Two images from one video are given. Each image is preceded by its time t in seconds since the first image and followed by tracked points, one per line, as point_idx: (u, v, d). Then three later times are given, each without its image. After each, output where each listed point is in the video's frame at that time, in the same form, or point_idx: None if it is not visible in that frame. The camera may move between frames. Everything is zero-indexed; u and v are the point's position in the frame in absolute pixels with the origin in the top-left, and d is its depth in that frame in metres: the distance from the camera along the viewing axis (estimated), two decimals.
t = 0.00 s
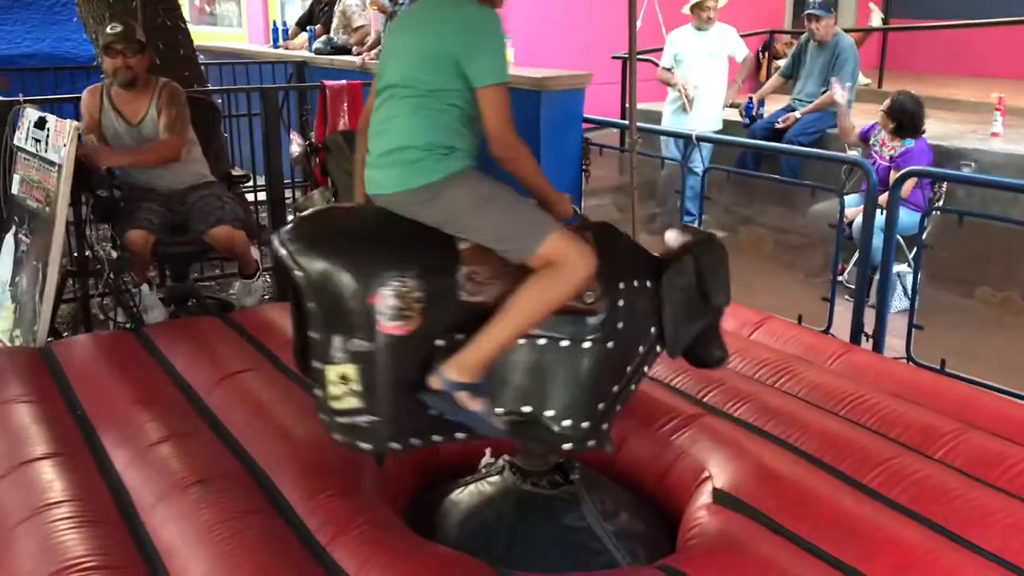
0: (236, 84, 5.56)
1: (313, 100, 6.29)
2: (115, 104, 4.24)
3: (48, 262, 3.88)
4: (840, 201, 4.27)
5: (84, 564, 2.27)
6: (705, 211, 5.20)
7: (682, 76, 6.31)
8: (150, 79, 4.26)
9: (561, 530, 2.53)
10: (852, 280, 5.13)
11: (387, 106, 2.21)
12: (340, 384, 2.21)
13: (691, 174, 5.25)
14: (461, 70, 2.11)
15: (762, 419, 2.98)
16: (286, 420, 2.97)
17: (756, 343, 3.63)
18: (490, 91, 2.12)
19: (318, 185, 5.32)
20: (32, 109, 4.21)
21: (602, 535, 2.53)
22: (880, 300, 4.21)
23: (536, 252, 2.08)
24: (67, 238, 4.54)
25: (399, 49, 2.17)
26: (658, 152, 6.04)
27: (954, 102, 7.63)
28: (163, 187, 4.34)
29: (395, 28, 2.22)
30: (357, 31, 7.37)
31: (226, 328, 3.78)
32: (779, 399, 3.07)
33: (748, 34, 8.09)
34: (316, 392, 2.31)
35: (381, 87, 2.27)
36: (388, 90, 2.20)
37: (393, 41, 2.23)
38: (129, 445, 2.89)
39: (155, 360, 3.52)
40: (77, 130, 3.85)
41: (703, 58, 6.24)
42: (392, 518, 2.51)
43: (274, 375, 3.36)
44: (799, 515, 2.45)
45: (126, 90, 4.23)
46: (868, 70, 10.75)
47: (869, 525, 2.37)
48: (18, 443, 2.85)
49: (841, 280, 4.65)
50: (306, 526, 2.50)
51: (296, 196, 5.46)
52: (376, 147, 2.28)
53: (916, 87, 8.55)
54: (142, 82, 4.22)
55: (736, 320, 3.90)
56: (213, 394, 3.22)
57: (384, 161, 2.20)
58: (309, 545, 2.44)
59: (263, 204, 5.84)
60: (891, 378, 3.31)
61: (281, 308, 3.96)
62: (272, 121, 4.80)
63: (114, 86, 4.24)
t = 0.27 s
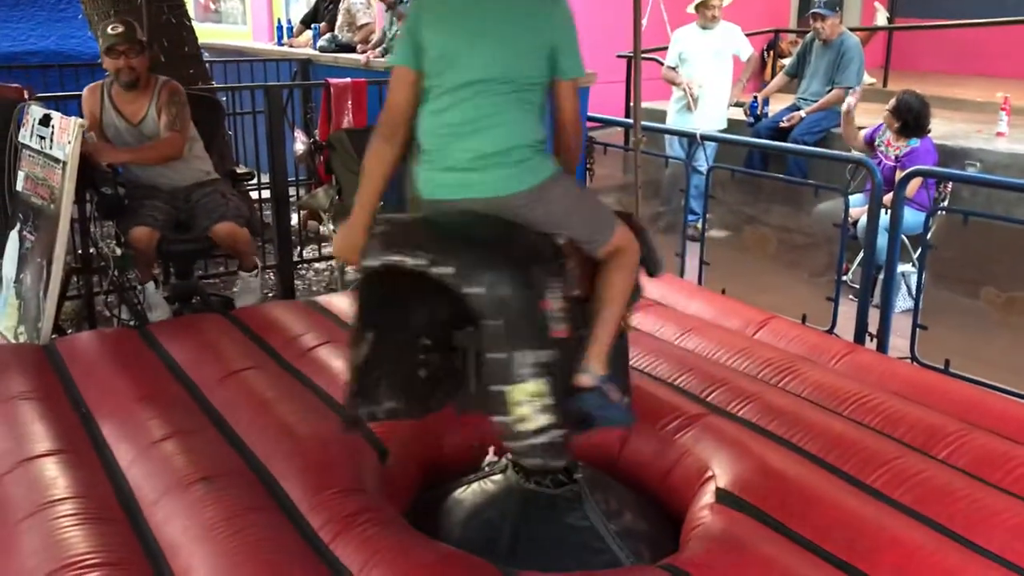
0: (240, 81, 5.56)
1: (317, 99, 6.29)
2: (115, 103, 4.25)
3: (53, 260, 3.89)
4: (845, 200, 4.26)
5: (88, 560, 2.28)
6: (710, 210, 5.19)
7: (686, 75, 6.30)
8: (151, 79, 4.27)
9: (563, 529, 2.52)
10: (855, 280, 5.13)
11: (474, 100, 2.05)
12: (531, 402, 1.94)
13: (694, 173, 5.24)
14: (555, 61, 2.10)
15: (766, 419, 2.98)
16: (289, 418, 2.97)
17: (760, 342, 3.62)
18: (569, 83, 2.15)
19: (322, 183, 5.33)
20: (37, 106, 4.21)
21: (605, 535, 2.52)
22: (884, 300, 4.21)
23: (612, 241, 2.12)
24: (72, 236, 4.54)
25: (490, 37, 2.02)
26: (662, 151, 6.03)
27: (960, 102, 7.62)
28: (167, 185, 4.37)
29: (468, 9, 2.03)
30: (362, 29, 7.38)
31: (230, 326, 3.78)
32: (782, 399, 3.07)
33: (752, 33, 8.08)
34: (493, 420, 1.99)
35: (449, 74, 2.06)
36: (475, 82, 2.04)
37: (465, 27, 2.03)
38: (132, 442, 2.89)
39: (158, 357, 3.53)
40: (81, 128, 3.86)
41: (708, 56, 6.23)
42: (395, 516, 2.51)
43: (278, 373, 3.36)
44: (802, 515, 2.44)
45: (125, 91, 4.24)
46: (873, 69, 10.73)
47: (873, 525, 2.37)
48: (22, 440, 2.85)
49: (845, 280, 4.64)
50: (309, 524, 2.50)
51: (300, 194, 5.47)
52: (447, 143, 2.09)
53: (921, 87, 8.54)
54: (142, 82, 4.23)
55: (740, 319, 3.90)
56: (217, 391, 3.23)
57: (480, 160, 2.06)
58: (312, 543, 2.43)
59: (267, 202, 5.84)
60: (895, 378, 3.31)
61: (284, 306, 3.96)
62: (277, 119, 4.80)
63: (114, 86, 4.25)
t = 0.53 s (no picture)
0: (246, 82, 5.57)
1: (322, 99, 6.30)
2: (119, 104, 4.25)
3: (58, 259, 3.89)
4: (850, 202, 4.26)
5: (92, 560, 2.28)
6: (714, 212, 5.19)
7: (691, 76, 6.30)
8: (155, 80, 4.28)
9: (567, 530, 2.52)
10: (860, 282, 5.12)
11: (599, 92, 2.01)
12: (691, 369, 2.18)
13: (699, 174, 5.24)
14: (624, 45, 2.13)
15: (770, 421, 2.98)
16: (294, 418, 2.97)
17: (765, 344, 3.62)
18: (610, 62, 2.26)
19: (327, 183, 5.34)
20: (42, 106, 4.23)
21: (609, 536, 2.52)
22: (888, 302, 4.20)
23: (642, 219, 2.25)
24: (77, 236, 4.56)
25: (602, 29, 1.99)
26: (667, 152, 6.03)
27: (965, 103, 7.60)
28: (172, 185, 4.38)
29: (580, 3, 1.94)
30: (367, 29, 7.40)
31: (235, 326, 3.78)
32: (786, 401, 3.07)
33: (757, 35, 8.08)
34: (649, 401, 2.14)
35: (570, 69, 1.96)
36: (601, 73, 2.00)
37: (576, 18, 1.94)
38: (137, 442, 2.90)
39: (163, 358, 3.53)
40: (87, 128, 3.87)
41: (712, 57, 6.23)
42: (400, 517, 2.52)
43: (282, 373, 3.36)
44: (806, 518, 2.44)
45: (130, 91, 4.24)
46: (879, 70, 10.72)
47: (877, 528, 2.36)
48: (28, 439, 2.86)
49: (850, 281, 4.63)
50: (313, 524, 2.50)
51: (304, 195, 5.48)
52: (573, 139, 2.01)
53: (927, 88, 8.52)
54: (147, 83, 4.23)
55: (744, 321, 3.89)
56: (222, 391, 3.23)
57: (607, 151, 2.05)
58: (316, 543, 2.44)
59: (272, 203, 5.86)
60: (900, 380, 3.30)
61: (289, 306, 3.97)
62: (282, 120, 4.81)
63: (118, 86, 4.26)
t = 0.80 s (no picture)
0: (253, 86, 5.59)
1: (328, 103, 6.32)
2: (126, 107, 4.26)
3: (66, 262, 3.91)
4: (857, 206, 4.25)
5: (100, 562, 2.29)
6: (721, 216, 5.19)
7: (698, 80, 6.29)
8: (162, 83, 4.29)
9: (574, 534, 2.53)
10: (866, 287, 5.12)
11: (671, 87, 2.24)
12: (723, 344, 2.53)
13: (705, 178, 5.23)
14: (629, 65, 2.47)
15: (776, 426, 2.98)
16: (302, 421, 2.98)
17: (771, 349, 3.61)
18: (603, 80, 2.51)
19: (334, 187, 5.36)
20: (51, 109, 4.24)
21: (615, 540, 2.52)
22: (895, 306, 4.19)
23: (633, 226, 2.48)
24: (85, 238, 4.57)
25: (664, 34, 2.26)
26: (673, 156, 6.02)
27: (973, 108, 7.59)
28: (180, 188, 4.39)
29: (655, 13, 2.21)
30: (374, 33, 7.42)
31: (242, 329, 3.79)
32: (793, 406, 3.06)
33: (764, 39, 8.07)
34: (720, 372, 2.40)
35: (656, 60, 2.18)
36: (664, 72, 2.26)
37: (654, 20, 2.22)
38: (145, 445, 2.91)
39: (170, 360, 3.54)
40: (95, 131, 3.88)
41: (719, 61, 6.23)
42: (406, 520, 2.52)
43: (290, 376, 3.37)
44: (812, 523, 2.44)
45: (138, 94, 4.26)
46: (886, 74, 10.70)
47: (884, 533, 2.36)
48: (37, 441, 2.87)
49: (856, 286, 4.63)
50: (320, 526, 2.51)
51: (311, 199, 5.50)
52: (657, 125, 2.20)
53: (934, 92, 8.50)
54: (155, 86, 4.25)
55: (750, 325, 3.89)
56: (229, 394, 3.24)
57: (675, 138, 2.25)
58: (322, 546, 2.45)
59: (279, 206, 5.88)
60: (907, 385, 3.29)
61: (296, 309, 3.98)
62: (290, 124, 4.83)
63: (126, 89, 4.27)
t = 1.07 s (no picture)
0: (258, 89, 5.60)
1: (334, 106, 6.33)
2: (132, 111, 4.28)
3: (72, 264, 3.92)
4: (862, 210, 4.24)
5: (105, 563, 2.30)
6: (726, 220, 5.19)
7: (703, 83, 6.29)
8: (167, 87, 4.31)
9: (578, 537, 2.53)
10: (872, 291, 5.11)
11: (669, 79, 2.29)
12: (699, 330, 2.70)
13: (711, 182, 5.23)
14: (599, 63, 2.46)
15: (781, 429, 2.97)
16: (306, 423, 2.98)
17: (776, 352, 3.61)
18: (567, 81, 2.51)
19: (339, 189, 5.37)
20: (57, 111, 4.25)
21: (619, 543, 2.53)
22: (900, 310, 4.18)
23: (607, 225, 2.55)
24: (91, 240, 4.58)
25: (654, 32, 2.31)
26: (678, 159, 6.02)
27: (979, 112, 7.57)
28: (185, 191, 4.40)
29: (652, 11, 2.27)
30: (380, 36, 7.47)
31: (247, 331, 3.80)
32: (798, 409, 3.06)
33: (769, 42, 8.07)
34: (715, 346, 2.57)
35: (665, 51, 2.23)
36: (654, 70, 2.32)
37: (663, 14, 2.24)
38: (150, 446, 2.91)
39: (176, 362, 3.55)
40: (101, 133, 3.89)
41: (725, 64, 6.22)
42: (411, 522, 2.52)
43: (295, 378, 3.38)
44: (817, 527, 2.43)
45: (143, 97, 4.28)
46: (892, 78, 10.68)
47: (888, 537, 2.35)
48: (42, 442, 2.88)
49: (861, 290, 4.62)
50: (325, 527, 2.51)
51: (316, 201, 5.51)
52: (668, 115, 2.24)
53: (940, 96, 8.48)
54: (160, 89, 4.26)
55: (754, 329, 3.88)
56: (234, 396, 3.25)
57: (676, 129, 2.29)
58: (327, 548, 2.45)
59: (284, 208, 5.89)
60: (912, 389, 3.29)
61: (301, 312, 3.98)
62: (296, 126, 4.83)
63: (132, 92, 4.29)
